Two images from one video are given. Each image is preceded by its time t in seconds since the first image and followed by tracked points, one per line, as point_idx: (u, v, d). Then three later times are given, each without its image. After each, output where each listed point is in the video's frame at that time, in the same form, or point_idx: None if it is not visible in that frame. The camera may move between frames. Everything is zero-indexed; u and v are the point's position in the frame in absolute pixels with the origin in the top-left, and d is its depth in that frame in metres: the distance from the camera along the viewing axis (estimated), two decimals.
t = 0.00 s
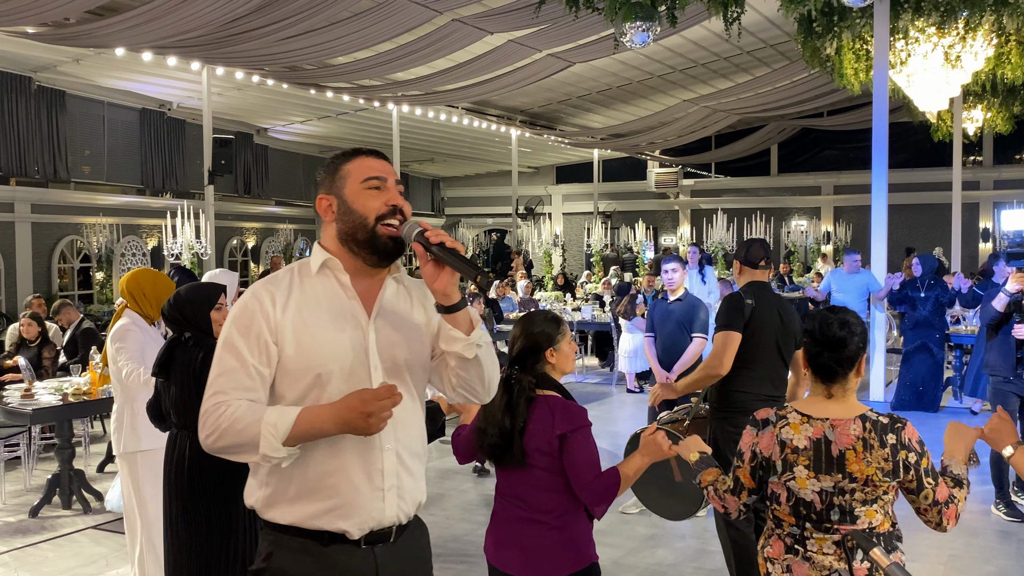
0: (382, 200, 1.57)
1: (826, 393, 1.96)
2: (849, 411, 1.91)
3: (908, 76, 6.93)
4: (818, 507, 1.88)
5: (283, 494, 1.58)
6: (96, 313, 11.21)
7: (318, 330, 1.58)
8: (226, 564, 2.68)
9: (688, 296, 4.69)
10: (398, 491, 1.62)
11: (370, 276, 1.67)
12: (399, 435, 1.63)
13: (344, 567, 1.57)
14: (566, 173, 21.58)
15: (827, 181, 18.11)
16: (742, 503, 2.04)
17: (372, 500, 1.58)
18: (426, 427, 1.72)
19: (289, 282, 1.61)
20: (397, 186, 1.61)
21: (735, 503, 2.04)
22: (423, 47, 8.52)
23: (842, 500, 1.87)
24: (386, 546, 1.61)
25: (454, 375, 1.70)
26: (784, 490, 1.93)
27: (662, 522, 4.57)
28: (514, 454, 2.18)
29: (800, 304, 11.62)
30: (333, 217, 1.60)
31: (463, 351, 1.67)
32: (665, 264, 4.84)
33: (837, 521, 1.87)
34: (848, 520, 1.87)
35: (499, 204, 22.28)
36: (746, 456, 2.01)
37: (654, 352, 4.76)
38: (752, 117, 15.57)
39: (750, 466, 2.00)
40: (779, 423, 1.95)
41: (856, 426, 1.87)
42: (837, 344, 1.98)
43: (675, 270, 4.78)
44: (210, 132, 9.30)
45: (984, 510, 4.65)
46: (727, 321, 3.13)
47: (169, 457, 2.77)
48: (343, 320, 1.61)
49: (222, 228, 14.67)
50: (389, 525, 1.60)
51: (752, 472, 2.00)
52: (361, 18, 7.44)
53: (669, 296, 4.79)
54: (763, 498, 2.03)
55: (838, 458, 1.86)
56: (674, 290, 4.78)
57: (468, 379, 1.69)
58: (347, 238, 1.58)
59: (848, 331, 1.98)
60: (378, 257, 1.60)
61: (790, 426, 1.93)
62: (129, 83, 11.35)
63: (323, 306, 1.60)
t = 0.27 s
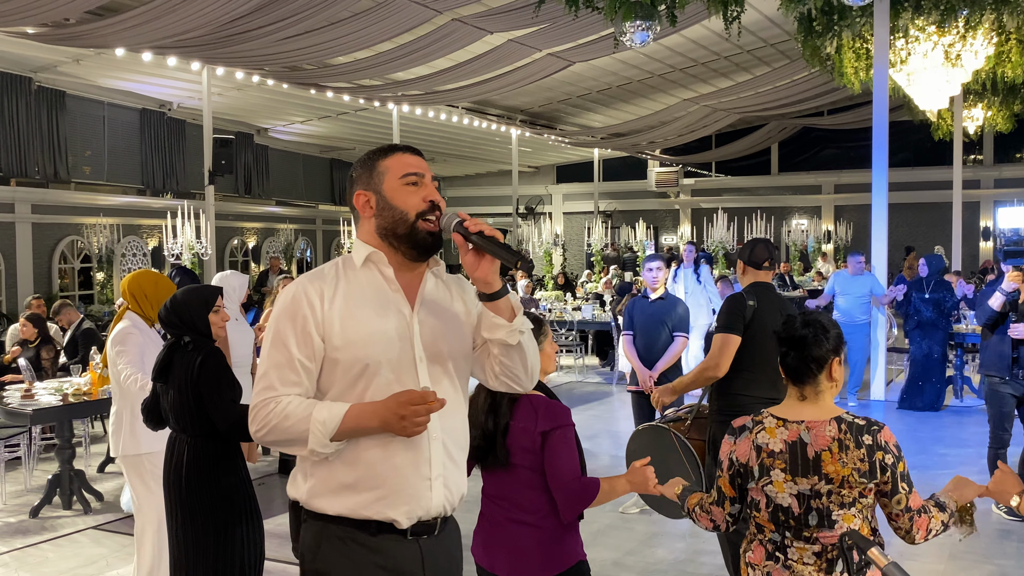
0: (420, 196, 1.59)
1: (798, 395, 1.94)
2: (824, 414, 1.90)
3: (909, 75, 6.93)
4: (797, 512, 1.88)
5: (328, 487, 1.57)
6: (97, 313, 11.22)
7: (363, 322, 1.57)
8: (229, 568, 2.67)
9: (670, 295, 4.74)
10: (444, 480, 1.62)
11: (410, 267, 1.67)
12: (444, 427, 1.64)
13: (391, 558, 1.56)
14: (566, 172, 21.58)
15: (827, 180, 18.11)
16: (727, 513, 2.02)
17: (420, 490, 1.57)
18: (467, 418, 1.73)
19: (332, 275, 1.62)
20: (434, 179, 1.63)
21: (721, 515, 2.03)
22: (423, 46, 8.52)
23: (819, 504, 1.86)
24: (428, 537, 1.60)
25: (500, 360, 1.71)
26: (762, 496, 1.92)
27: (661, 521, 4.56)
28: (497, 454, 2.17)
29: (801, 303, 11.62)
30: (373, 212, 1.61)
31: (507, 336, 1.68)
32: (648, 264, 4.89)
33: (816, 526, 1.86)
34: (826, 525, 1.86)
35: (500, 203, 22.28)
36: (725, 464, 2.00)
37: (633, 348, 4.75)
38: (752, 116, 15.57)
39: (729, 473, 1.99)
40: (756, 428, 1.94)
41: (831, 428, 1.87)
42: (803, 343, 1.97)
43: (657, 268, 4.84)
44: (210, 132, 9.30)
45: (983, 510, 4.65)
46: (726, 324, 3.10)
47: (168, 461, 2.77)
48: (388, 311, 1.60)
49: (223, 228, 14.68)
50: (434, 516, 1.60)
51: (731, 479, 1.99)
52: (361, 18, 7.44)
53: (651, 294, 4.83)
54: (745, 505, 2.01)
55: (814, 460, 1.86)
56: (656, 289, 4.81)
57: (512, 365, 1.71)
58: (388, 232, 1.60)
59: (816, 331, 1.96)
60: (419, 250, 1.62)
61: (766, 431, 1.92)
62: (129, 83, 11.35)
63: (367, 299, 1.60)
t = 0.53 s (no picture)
0: (454, 208, 1.60)
1: (786, 386, 1.97)
2: (812, 406, 1.92)
3: (907, 74, 6.93)
4: (791, 506, 1.88)
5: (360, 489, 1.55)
6: (95, 313, 11.21)
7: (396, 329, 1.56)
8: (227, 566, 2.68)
9: (656, 296, 4.73)
10: (471, 484, 1.64)
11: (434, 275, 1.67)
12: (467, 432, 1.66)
13: (421, 562, 1.55)
14: (565, 172, 21.58)
15: (826, 179, 18.13)
16: (713, 503, 2.06)
17: (450, 493, 1.58)
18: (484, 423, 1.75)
19: (361, 280, 1.60)
20: (465, 188, 1.63)
21: (707, 503, 2.06)
22: (422, 46, 8.52)
23: (813, 497, 1.86)
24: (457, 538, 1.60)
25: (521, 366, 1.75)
26: (756, 491, 1.93)
27: (660, 520, 4.56)
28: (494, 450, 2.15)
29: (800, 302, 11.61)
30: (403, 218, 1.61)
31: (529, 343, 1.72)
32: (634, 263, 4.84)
33: (810, 519, 1.87)
34: (820, 518, 1.86)
35: (499, 203, 22.27)
36: (716, 458, 2.03)
37: (621, 348, 4.76)
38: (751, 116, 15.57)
39: (719, 468, 2.01)
40: (746, 423, 1.96)
41: (821, 421, 1.87)
42: (789, 334, 2.01)
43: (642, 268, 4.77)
44: (208, 132, 9.29)
45: (983, 508, 4.65)
46: (729, 325, 3.11)
47: (166, 459, 2.75)
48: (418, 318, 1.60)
49: (221, 228, 14.68)
50: (461, 519, 1.61)
51: (721, 473, 2.02)
52: (359, 18, 7.42)
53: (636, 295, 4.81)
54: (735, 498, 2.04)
55: (806, 455, 1.86)
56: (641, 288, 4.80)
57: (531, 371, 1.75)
58: (418, 238, 1.60)
59: (800, 323, 2.01)
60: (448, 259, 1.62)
61: (756, 426, 1.94)
62: (127, 83, 11.34)
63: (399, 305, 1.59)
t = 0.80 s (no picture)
0: (465, 201, 1.54)
1: (786, 384, 1.96)
2: (812, 404, 1.90)
3: (903, 74, 6.94)
4: (793, 504, 1.87)
5: (394, 497, 1.44)
6: (91, 313, 11.21)
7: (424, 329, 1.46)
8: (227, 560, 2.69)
9: (648, 295, 4.73)
10: (496, 483, 1.57)
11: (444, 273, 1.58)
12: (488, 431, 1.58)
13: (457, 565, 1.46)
14: (562, 172, 21.58)
15: (822, 179, 18.16)
16: (710, 501, 2.05)
17: (483, 493, 1.51)
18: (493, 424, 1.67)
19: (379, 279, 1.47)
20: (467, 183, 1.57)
21: (705, 502, 2.06)
22: (418, 47, 8.52)
23: (816, 494, 1.84)
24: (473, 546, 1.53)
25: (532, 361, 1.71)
26: (757, 489, 1.92)
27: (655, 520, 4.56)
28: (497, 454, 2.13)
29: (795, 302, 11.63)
30: (416, 216, 1.52)
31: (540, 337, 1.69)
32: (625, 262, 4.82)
33: (813, 516, 1.86)
34: (822, 515, 1.85)
35: (495, 203, 22.27)
36: (716, 457, 2.02)
37: (614, 348, 4.76)
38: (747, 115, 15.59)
39: (719, 467, 2.01)
40: (747, 422, 1.95)
41: (822, 419, 1.86)
42: (788, 332, 2.00)
43: (634, 267, 4.74)
44: (204, 132, 9.27)
45: (979, 509, 4.65)
46: (735, 323, 3.07)
47: (162, 456, 2.76)
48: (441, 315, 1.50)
49: (218, 228, 14.67)
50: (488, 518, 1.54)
51: (721, 472, 2.01)
52: (355, 18, 7.41)
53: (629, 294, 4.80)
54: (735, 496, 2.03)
55: (808, 453, 1.85)
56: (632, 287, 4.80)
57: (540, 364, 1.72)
58: (434, 236, 1.53)
59: (800, 321, 2.00)
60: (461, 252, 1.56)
61: (758, 425, 1.93)
62: (123, 82, 11.32)
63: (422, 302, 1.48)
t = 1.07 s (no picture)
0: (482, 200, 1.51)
1: (795, 389, 1.97)
2: (820, 409, 1.92)
3: (898, 75, 6.95)
4: (797, 508, 1.88)
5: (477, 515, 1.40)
6: (85, 314, 11.18)
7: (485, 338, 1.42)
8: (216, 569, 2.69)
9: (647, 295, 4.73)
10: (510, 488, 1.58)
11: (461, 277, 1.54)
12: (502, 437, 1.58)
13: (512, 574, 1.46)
14: (557, 172, 21.58)
15: (817, 179, 18.19)
16: (724, 511, 2.01)
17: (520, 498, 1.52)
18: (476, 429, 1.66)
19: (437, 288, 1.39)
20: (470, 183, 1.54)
21: (717, 511, 2.02)
22: (412, 46, 8.52)
23: (820, 498, 1.86)
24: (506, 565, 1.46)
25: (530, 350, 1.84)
26: (763, 492, 1.92)
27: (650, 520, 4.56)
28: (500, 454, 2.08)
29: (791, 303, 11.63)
30: (451, 220, 1.45)
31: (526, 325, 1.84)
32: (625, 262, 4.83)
33: (815, 521, 1.87)
34: (825, 520, 1.86)
35: (490, 203, 22.26)
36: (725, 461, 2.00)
37: (612, 351, 4.75)
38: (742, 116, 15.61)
39: (729, 471, 1.98)
40: (755, 426, 1.94)
41: (830, 423, 1.88)
42: (797, 337, 2.02)
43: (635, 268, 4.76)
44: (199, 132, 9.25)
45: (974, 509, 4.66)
46: (741, 322, 3.09)
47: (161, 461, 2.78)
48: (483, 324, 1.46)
49: (212, 228, 14.64)
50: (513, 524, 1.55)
51: (731, 477, 1.98)
52: (349, 17, 7.41)
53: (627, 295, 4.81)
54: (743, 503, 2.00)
55: (815, 456, 1.86)
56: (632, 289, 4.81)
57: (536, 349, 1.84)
58: (465, 238, 1.48)
59: (810, 327, 2.02)
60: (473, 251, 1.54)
61: (766, 428, 1.92)
62: (117, 82, 11.29)
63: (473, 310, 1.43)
